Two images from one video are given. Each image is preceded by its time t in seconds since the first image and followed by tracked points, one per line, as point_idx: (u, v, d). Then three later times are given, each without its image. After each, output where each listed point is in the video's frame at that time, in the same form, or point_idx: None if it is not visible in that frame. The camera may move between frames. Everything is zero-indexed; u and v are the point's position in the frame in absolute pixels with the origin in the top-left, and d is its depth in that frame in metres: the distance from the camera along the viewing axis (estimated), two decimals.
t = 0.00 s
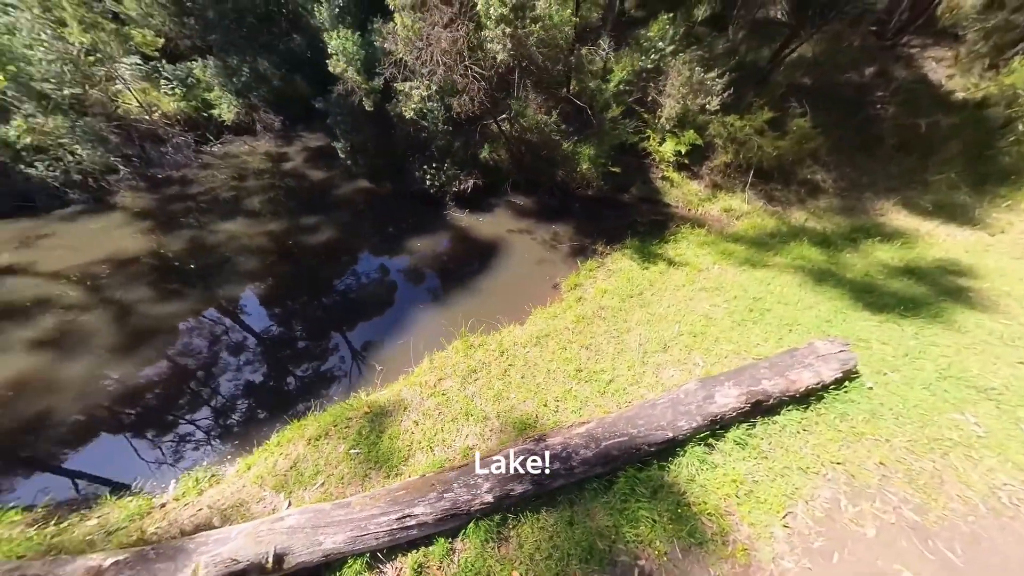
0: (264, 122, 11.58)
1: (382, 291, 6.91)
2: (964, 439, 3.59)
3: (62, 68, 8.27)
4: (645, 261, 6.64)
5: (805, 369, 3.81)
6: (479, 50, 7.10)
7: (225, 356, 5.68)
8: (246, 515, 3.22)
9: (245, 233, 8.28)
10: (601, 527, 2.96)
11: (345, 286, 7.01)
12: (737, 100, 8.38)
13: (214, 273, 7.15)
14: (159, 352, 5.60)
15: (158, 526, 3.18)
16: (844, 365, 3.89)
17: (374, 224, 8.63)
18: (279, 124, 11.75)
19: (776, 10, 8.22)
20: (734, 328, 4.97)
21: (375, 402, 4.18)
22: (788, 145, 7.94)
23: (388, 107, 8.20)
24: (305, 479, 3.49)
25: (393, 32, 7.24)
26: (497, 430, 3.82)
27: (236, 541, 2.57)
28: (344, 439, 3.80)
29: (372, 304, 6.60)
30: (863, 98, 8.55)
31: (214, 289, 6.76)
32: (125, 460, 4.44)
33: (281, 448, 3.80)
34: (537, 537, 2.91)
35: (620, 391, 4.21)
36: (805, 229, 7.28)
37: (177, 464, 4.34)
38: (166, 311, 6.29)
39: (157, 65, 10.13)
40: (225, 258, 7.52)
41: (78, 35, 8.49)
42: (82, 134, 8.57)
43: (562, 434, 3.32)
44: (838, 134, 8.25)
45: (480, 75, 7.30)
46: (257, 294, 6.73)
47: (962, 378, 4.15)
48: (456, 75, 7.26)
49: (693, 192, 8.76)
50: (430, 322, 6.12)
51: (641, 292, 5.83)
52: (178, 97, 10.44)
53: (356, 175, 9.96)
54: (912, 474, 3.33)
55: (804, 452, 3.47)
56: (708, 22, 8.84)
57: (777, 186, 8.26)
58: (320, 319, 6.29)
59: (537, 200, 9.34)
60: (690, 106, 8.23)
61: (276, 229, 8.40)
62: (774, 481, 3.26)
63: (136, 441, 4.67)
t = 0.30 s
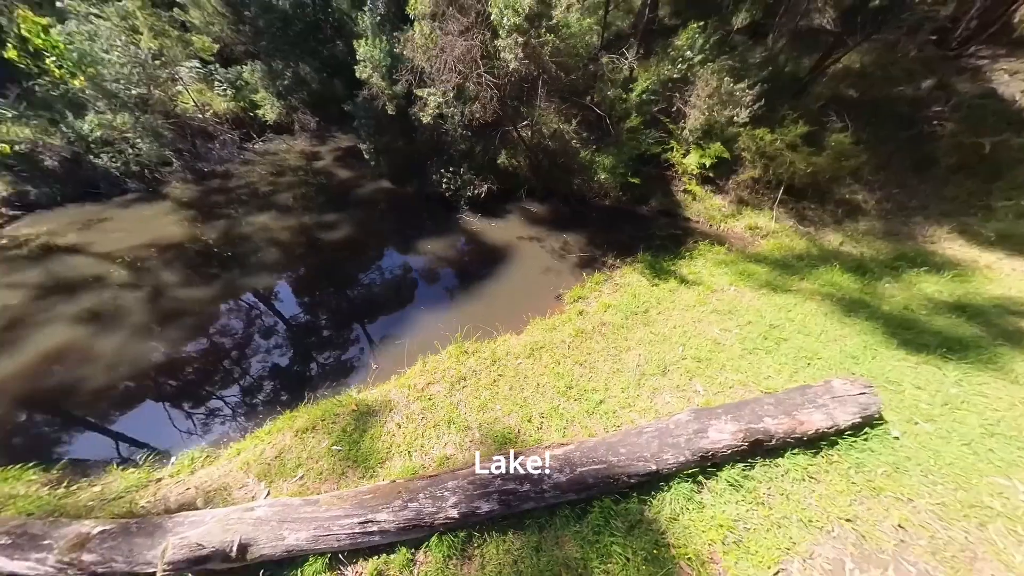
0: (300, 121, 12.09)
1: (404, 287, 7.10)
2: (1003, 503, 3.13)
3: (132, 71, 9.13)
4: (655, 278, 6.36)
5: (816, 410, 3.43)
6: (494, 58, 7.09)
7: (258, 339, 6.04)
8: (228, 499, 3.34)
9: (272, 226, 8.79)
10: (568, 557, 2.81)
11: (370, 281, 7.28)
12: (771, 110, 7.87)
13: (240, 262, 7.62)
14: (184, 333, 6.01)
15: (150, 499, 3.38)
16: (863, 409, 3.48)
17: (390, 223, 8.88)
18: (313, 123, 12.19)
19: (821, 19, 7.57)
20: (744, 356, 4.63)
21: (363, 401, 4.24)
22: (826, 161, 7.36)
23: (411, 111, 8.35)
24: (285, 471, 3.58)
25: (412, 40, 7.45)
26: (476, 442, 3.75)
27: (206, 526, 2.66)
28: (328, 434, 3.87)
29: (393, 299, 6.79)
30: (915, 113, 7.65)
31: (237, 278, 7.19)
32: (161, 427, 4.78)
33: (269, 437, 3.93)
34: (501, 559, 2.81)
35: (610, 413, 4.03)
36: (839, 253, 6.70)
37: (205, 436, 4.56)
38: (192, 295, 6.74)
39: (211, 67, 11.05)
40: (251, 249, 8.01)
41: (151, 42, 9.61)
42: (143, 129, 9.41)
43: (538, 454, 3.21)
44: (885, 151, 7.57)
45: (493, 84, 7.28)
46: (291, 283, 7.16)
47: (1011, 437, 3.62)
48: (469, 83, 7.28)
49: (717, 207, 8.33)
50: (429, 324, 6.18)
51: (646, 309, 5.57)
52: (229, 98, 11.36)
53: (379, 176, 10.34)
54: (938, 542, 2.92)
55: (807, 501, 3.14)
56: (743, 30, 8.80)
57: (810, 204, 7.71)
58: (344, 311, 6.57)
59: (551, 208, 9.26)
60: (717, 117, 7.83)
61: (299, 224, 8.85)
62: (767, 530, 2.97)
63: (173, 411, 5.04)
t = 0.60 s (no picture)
0: (335, 122, 12.67)
1: (426, 284, 7.22)
2: None
3: (190, 72, 10.17)
4: (663, 290, 6.08)
5: (819, 447, 3.09)
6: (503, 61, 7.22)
7: (290, 326, 6.45)
8: (214, 472, 3.52)
9: (297, 218, 9.32)
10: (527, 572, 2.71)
11: (392, 276, 7.47)
12: (807, 120, 7.33)
13: (264, 250, 8.12)
14: (205, 313, 6.46)
15: (147, 463, 3.61)
16: (877, 451, 3.10)
17: (405, 220, 9.13)
18: (345, 123, 12.71)
19: (872, 25, 6.78)
20: (748, 380, 4.31)
21: (351, 390, 4.33)
22: (867, 176, 6.73)
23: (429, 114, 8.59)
24: (269, 451, 3.71)
25: (428, 45, 7.70)
26: (452, 442, 3.72)
27: (182, 495, 2.80)
28: (314, 420, 3.98)
29: (410, 295, 6.94)
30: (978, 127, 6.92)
31: (259, 264, 7.65)
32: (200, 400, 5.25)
33: (259, 417, 4.09)
34: (459, 565, 2.75)
35: (593, 427, 3.87)
36: (875, 277, 6.10)
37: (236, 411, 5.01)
38: (216, 278, 7.23)
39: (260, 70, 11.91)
40: (275, 238, 8.51)
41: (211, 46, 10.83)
42: (195, 125, 10.43)
43: (508, 462, 3.12)
44: (936, 169, 6.88)
45: (504, 86, 7.36)
46: (322, 274, 7.56)
47: None
48: (480, 85, 7.42)
49: (740, 220, 7.86)
50: (426, 321, 6.30)
51: (648, 323, 5.32)
52: (274, 99, 12.26)
53: (400, 175, 10.70)
54: None
55: (800, 547, 2.84)
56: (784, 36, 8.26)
57: (845, 223, 7.12)
58: (367, 304, 6.82)
59: (565, 213, 9.15)
60: (742, 126, 7.44)
61: (321, 217, 9.31)
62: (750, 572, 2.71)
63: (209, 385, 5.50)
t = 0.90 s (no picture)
0: (365, 123, 13.27)
1: (447, 283, 7.34)
2: None
3: (239, 75, 10.96)
4: (667, 305, 5.83)
5: (811, 488, 2.83)
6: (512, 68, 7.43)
7: (322, 315, 6.88)
8: (207, 446, 3.74)
9: (320, 214, 9.85)
10: None
11: (415, 274, 7.68)
12: (842, 132, 6.82)
13: (287, 242, 8.65)
14: (227, 297, 6.96)
15: (154, 430, 3.89)
16: (879, 499, 2.78)
17: (419, 220, 9.40)
18: (375, 125, 13.29)
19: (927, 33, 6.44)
20: (746, 408, 4.03)
21: (343, 380, 4.49)
22: (910, 195, 6.12)
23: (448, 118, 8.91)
24: (258, 431, 3.91)
25: (447, 52, 7.96)
26: (428, 441, 3.76)
27: (172, 463, 3.03)
28: (304, 406, 4.15)
29: (427, 294, 7.09)
30: None
31: (280, 255, 8.15)
32: (236, 375, 5.80)
33: (255, 399, 4.32)
34: (416, 565, 2.75)
35: (572, 441, 3.78)
36: (911, 307, 5.53)
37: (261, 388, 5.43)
38: (242, 265, 7.76)
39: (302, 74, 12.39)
40: (297, 231, 9.03)
41: (259, 51, 11.44)
42: (241, 124, 11.34)
43: (476, 467, 3.09)
44: (994, 191, 6.17)
45: (513, 94, 7.54)
46: (350, 268, 7.98)
47: None
48: (490, 91, 7.64)
49: (763, 236, 7.41)
50: (424, 319, 6.49)
51: (646, 338, 5.12)
52: (313, 101, 12.89)
53: (420, 176, 11.04)
54: None
55: None
56: (828, 44, 7.75)
57: (881, 245, 6.53)
58: (389, 298, 7.08)
59: (576, 221, 9.03)
60: (767, 137, 7.06)
61: (342, 213, 9.79)
62: None
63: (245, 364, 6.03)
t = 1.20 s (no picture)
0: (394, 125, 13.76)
1: (466, 283, 7.39)
2: None
3: (283, 78, 11.81)
4: (671, 320, 5.56)
5: (797, 532, 2.56)
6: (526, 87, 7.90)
7: (349, 305, 7.19)
8: (204, 421, 3.97)
9: (343, 210, 10.31)
10: None
11: (437, 272, 7.81)
12: (882, 146, 6.24)
13: (309, 235, 9.13)
14: (248, 283, 7.43)
15: (163, 401, 4.19)
16: (879, 556, 2.44)
17: (433, 220, 9.61)
18: (402, 127, 13.76)
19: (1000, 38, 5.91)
20: (741, 437, 3.74)
21: (335, 370, 4.64)
22: (962, 216, 5.44)
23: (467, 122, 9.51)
24: (250, 412, 4.10)
25: (472, 61, 8.24)
26: (405, 438, 3.79)
27: (165, 434, 3.25)
28: (296, 392, 4.31)
29: (443, 293, 7.17)
30: None
31: (300, 247, 8.60)
32: (265, 356, 6.19)
33: (254, 381, 4.54)
34: (373, 560, 2.76)
35: (549, 452, 3.68)
36: (954, 342, 4.93)
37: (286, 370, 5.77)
38: (265, 254, 8.27)
39: (339, 78, 13.15)
40: (319, 226, 9.50)
41: (303, 57, 12.21)
42: (280, 124, 12.16)
43: (443, 469, 3.07)
44: None
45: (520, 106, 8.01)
46: (377, 263, 8.27)
47: None
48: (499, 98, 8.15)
49: (788, 254, 6.92)
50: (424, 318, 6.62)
51: (643, 353, 4.91)
52: (348, 103, 13.60)
53: (439, 177, 11.29)
54: None
55: None
56: (875, 52, 7.17)
57: (924, 272, 5.89)
58: (411, 294, 7.26)
59: (589, 228, 8.87)
60: (796, 148, 6.58)
61: (362, 210, 10.20)
62: None
63: (274, 348, 6.42)
